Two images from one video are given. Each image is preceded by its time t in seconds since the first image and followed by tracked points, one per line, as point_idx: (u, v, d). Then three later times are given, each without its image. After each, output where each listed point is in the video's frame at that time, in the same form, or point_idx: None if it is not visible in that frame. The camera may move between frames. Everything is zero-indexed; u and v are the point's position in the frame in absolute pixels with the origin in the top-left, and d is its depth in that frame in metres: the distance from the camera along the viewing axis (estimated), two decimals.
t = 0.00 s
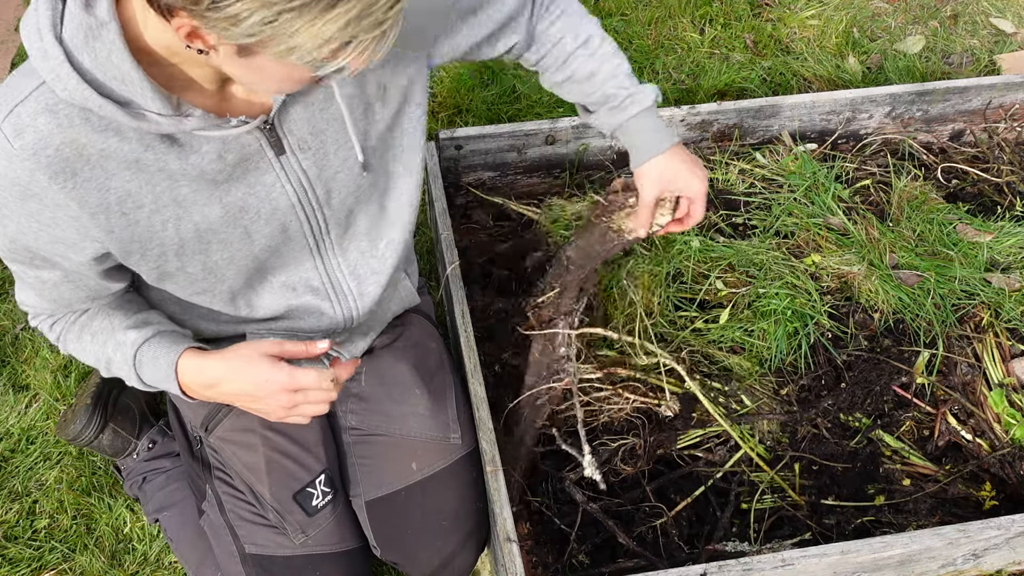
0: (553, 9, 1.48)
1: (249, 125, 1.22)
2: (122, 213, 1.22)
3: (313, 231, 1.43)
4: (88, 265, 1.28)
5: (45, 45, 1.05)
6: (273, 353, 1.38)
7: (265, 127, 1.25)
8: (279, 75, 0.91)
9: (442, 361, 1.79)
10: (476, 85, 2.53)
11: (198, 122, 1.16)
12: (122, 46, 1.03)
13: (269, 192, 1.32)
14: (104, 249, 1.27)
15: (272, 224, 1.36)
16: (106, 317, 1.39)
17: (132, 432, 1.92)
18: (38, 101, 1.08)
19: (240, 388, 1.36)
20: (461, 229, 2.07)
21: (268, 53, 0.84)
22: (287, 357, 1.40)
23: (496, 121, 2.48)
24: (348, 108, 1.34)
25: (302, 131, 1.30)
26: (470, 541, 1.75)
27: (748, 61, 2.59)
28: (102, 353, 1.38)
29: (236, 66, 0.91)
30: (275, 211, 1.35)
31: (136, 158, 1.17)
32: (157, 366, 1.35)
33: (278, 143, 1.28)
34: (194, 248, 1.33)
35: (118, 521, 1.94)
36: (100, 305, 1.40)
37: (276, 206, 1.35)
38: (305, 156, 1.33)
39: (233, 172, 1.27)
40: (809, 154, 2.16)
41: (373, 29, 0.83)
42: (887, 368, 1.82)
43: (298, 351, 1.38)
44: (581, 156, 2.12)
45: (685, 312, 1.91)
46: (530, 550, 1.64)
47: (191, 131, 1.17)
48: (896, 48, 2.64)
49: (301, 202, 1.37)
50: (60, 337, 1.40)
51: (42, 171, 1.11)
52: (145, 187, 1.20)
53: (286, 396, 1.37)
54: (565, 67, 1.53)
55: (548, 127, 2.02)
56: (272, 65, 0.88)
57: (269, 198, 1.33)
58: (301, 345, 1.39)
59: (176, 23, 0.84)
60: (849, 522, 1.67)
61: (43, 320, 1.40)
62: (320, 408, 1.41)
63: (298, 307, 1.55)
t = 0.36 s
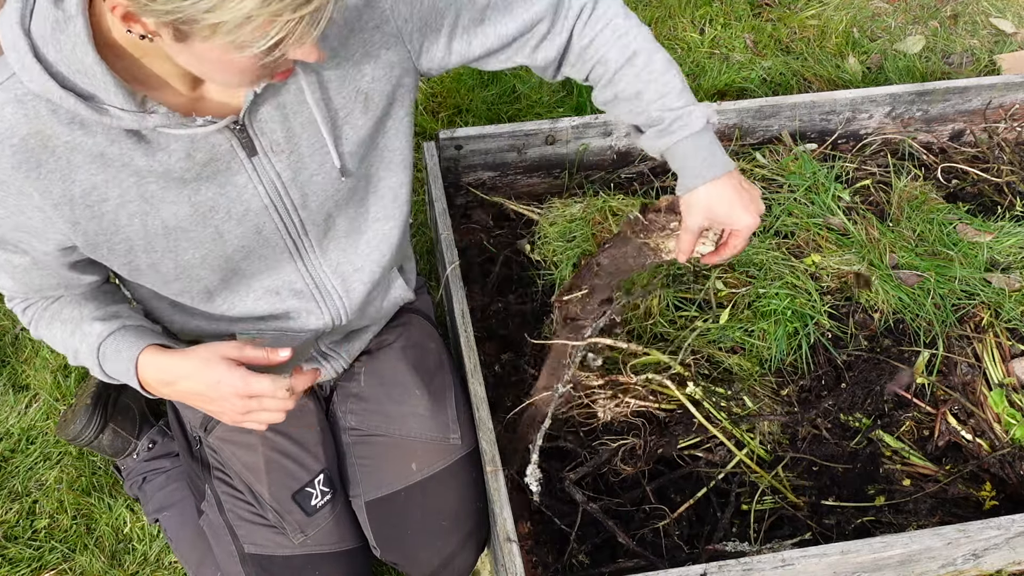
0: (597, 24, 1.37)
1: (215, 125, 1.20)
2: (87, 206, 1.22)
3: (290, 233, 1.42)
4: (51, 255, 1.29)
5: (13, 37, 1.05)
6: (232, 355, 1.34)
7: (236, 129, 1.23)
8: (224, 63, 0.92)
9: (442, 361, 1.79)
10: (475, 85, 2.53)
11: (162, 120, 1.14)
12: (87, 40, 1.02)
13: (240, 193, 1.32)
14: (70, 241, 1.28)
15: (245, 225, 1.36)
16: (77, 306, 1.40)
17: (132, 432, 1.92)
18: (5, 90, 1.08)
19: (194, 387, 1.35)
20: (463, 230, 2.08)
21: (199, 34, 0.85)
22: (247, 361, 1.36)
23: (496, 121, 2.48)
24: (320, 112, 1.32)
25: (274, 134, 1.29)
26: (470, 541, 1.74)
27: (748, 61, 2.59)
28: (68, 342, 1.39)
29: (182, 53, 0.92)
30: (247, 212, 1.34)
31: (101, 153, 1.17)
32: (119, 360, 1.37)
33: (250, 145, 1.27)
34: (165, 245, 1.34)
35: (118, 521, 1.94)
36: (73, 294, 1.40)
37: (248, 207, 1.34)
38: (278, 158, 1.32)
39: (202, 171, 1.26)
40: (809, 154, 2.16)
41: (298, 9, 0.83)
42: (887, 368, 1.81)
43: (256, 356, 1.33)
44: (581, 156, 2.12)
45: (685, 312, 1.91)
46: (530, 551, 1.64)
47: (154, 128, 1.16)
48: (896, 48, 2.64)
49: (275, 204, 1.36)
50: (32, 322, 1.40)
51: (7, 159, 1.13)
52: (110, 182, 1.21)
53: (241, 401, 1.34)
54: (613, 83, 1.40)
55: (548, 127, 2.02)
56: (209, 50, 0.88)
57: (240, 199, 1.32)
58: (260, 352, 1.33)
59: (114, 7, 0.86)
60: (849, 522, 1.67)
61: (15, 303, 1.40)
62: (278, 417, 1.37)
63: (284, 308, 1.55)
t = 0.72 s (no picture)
0: None
1: (207, 122, 1.21)
2: (93, 216, 1.23)
3: (295, 220, 1.41)
4: (56, 271, 1.30)
5: None
6: (245, 366, 1.34)
7: (228, 122, 1.25)
8: (212, 54, 0.97)
9: (442, 361, 1.79)
10: (476, 86, 2.54)
11: (156, 122, 1.15)
12: (74, 47, 1.02)
13: (243, 186, 1.31)
14: (77, 255, 1.29)
15: (251, 217, 1.35)
16: (87, 324, 1.40)
17: (133, 432, 1.92)
18: None
19: (208, 401, 1.34)
20: (464, 230, 2.08)
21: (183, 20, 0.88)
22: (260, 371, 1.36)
23: (496, 121, 2.49)
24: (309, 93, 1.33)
25: (267, 123, 1.30)
26: (470, 541, 1.74)
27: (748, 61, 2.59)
28: (81, 362, 1.39)
29: (171, 48, 0.95)
30: (252, 205, 1.34)
31: (100, 161, 1.17)
32: (132, 375, 1.36)
33: (245, 137, 1.28)
34: (172, 250, 1.35)
35: (118, 521, 1.94)
36: (82, 312, 1.41)
37: (253, 200, 1.34)
38: (275, 147, 1.32)
39: (201, 172, 1.26)
40: (809, 155, 2.16)
41: None
42: (886, 367, 1.82)
43: (270, 365, 1.33)
44: (581, 156, 2.12)
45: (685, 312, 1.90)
46: (530, 551, 1.65)
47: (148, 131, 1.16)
48: (896, 48, 2.64)
49: (279, 193, 1.35)
50: (43, 342, 1.40)
51: (8, 176, 1.13)
52: (113, 191, 1.21)
53: (255, 411, 1.33)
54: None
55: (548, 127, 2.02)
56: (195, 41, 0.93)
57: (244, 192, 1.32)
58: (275, 361, 1.33)
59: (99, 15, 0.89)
60: (849, 522, 1.67)
61: (26, 324, 1.40)
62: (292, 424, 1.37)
63: (293, 299, 1.54)
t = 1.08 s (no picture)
0: None
1: (186, 119, 1.18)
2: (78, 215, 1.23)
3: (283, 216, 1.40)
4: (51, 269, 1.31)
5: None
6: (244, 358, 1.36)
7: (207, 120, 1.22)
8: (176, 41, 0.97)
9: (442, 361, 1.79)
10: (476, 85, 2.54)
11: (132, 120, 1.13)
12: (53, 44, 1.01)
13: (228, 186, 1.30)
14: (67, 254, 1.29)
15: (238, 216, 1.35)
16: (87, 322, 1.41)
17: (132, 432, 1.92)
18: None
19: (208, 394, 1.36)
20: (465, 230, 2.08)
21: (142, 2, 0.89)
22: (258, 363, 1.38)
23: (496, 121, 2.48)
24: (287, 87, 1.29)
25: (251, 120, 1.27)
26: (470, 541, 1.74)
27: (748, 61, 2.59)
28: (82, 357, 1.41)
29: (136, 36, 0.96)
30: (238, 204, 1.33)
31: (84, 161, 1.16)
32: (133, 370, 1.38)
33: (227, 135, 1.25)
34: (160, 249, 1.35)
35: (118, 521, 1.94)
36: (82, 309, 1.41)
37: (239, 199, 1.32)
38: (258, 144, 1.29)
39: (186, 170, 1.25)
40: (809, 155, 2.16)
41: None
42: (884, 368, 1.82)
43: (268, 357, 1.35)
44: (581, 156, 2.12)
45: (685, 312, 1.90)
46: (530, 550, 1.65)
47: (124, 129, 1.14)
48: (896, 48, 2.64)
49: (265, 191, 1.34)
50: (44, 339, 1.41)
51: None
52: (98, 191, 1.21)
53: (254, 401, 1.36)
54: None
55: (548, 127, 2.02)
56: (156, 27, 0.94)
57: (230, 192, 1.31)
58: (272, 353, 1.35)
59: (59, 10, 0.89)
60: (849, 522, 1.67)
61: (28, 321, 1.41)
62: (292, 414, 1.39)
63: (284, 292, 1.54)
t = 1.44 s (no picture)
0: None
1: (178, 128, 1.18)
2: (73, 228, 1.22)
3: (278, 220, 1.40)
4: (48, 282, 1.30)
5: None
6: (241, 378, 1.38)
7: (200, 126, 1.22)
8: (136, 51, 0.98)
9: (441, 361, 1.79)
10: (476, 85, 2.54)
11: (123, 132, 1.13)
12: (41, 58, 1.03)
13: (222, 192, 1.30)
14: (61, 266, 1.28)
15: (235, 222, 1.35)
16: (82, 336, 1.42)
17: (133, 433, 1.90)
18: None
19: (202, 413, 1.36)
20: (464, 231, 2.09)
21: None
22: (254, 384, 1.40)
23: (495, 121, 2.48)
24: (274, 91, 1.27)
25: (240, 126, 1.27)
26: (470, 541, 1.74)
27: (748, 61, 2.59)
28: (78, 372, 1.41)
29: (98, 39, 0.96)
30: (234, 211, 1.33)
31: (77, 174, 1.16)
32: (128, 386, 1.38)
33: (219, 142, 1.25)
34: (156, 260, 1.33)
35: (118, 521, 1.94)
36: (78, 322, 1.43)
37: (234, 205, 1.32)
38: (251, 151, 1.29)
39: (179, 177, 1.25)
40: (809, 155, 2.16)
41: None
42: (884, 369, 1.80)
43: (265, 377, 1.38)
44: (581, 155, 2.12)
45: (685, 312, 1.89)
46: (530, 551, 1.65)
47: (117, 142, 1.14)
48: (896, 48, 2.64)
49: (259, 196, 1.34)
50: (40, 352, 1.43)
51: None
52: (92, 204, 1.20)
53: (249, 421, 1.37)
54: None
55: (548, 127, 2.02)
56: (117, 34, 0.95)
57: (224, 199, 1.31)
58: (269, 372, 1.38)
59: None
60: (849, 522, 1.67)
61: (23, 334, 1.42)
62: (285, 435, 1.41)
63: (280, 294, 1.54)
